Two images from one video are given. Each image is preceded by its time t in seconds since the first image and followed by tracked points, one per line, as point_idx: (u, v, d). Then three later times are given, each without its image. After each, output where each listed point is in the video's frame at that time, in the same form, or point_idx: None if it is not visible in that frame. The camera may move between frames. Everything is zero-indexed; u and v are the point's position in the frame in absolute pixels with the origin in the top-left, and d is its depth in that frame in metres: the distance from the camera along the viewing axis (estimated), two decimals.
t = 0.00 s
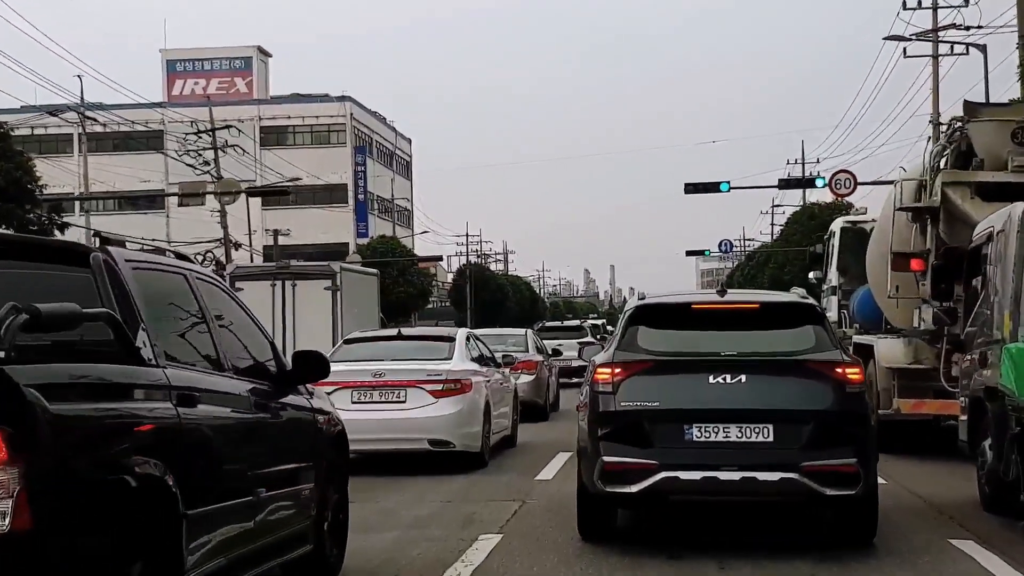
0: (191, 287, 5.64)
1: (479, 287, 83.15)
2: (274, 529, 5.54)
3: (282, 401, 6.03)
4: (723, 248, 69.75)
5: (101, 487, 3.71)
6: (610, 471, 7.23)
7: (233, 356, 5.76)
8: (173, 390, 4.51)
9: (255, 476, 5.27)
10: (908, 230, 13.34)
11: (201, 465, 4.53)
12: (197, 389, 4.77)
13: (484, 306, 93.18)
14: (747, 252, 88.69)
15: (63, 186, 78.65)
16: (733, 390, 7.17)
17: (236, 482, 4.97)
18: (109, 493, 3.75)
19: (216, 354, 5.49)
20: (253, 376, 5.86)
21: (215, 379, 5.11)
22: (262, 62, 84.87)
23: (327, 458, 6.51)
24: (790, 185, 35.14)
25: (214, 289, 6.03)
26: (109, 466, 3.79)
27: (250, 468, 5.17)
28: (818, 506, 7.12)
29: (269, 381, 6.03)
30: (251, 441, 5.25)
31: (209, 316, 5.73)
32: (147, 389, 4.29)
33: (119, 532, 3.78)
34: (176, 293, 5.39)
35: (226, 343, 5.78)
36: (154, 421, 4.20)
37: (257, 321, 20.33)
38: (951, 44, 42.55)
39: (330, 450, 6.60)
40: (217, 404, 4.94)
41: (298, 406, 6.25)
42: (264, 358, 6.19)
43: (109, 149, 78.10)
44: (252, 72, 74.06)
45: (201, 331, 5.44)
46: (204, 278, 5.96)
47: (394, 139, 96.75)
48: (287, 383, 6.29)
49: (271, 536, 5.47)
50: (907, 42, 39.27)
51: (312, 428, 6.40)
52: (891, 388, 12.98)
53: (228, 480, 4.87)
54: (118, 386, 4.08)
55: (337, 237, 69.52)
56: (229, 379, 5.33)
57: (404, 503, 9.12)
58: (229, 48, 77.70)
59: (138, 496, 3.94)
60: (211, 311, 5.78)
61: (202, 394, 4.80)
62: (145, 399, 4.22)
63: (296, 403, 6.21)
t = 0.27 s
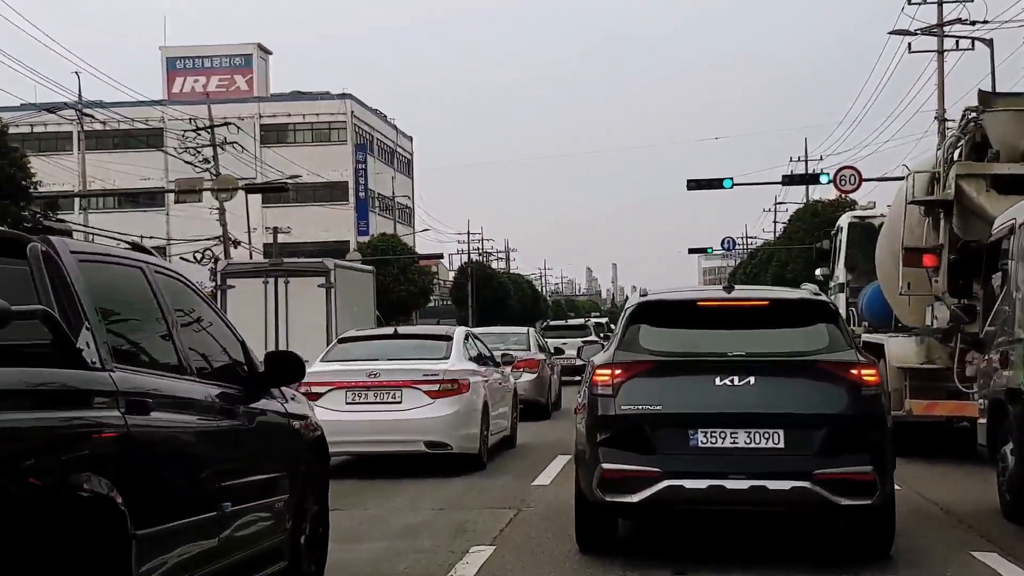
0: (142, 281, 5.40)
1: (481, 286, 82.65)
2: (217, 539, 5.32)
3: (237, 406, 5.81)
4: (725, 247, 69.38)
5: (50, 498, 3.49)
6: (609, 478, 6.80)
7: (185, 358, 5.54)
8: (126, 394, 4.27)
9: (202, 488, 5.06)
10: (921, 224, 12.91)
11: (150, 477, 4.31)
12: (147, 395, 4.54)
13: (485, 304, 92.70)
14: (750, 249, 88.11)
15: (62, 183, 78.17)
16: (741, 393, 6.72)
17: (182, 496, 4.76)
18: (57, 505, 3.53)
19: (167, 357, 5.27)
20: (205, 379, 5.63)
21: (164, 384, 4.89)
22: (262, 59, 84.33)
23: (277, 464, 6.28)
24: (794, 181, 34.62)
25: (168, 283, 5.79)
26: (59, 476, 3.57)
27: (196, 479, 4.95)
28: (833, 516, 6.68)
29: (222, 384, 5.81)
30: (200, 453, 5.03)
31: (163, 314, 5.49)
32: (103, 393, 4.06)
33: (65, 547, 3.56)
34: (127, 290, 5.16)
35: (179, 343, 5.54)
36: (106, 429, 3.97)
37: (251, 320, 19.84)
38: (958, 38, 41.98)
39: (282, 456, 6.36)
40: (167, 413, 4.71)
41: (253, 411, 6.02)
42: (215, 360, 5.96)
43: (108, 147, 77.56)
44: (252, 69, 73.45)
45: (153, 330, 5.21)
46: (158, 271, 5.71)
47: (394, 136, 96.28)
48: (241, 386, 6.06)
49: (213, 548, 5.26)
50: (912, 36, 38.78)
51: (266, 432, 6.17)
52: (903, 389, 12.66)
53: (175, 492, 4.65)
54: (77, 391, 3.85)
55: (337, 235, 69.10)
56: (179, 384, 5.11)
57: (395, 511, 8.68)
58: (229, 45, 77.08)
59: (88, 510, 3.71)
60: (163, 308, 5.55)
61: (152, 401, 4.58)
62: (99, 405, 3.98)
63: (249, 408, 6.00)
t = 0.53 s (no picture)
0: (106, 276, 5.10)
1: (482, 284, 82.25)
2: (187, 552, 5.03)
3: (210, 410, 5.51)
4: (727, 245, 69.01)
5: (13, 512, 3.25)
6: (609, 486, 6.42)
7: (153, 357, 5.24)
8: (88, 399, 3.99)
9: (171, 499, 4.77)
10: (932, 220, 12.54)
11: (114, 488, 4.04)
12: (112, 399, 4.25)
13: (486, 302, 92.28)
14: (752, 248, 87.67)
15: (61, 180, 77.77)
16: (748, 396, 6.35)
17: (148, 506, 4.47)
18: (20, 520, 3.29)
19: (134, 357, 4.97)
20: (175, 381, 5.33)
21: (130, 386, 4.60)
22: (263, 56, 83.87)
23: (250, 471, 5.98)
24: (798, 178, 34.20)
25: (135, 278, 5.48)
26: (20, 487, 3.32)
27: (164, 489, 4.67)
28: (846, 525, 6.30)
29: (193, 386, 5.51)
30: (170, 460, 4.74)
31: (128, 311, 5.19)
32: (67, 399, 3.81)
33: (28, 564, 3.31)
34: (92, 286, 4.86)
35: (146, 343, 5.24)
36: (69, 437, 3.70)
37: (245, 316, 19.46)
38: (963, 34, 41.51)
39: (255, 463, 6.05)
40: (133, 417, 4.43)
41: (225, 415, 5.72)
42: (185, 360, 5.66)
43: (108, 144, 77.16)
44: (252, 66, 72.99)
45: (118, 329, 4.92)
46: (122, 265, 5.40)
47: (395, 134, 95.85)
48: (214, 388, 5.76)
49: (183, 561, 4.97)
50: (917, 32, 38.37)
51: (240, 438, 5.87)
52: (913, 393, 12.30)
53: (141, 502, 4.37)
54: (39, 395, 3.60)
55: (338, 233, 68.72)
56: (147, 386, 4.82)
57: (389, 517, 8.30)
58: (230, 42, 76.61)
59: (51, 524, 3.46)
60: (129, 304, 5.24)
61: (118, 404, 4.29)
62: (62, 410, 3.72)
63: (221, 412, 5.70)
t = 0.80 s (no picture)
0: (79, 278, 4.82)
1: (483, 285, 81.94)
2: (157, 571, 4.79)
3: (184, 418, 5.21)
4: (728, 246, 68.66)
5: None
6: (608, 497, 6.09)
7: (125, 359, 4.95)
8: (39, 408, 3.84)
9: (136, 514, 4.54)
10: (942, 217, 12.21)
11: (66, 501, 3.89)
12: (69, 408, 4.08)
13: (487, 304, 91.92)
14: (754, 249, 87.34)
15: (60, 182, 77.45)
16: (755, 401, 6.02)
17: (109, 522, 4.26)
18: None
19: (103, 362, 4.69)
20: (147, 386, 5.04)
21: (93, 396, 4.36)
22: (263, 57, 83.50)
23: (231, 484, 5.70)
24: (800, 177, 33.88)
25: (112, 280, 5.19)
26: None
27: (127, 505, 4.45)
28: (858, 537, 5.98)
29: (167, 394, 5.22)
30: (134, 474, 4.51)
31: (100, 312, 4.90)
32: (12, 407, 3.67)
33: None
34: (61, 288, 4.61)
35: (117, 345, 4.94)
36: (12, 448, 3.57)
37: (239, 317, 19.16)
38: (967, 32, 41.17)
39: (237, 475, 5.78)
40: (93, 427, 4.21)
41: (204, 423, 5.43)
42: (162, 363, 5.35)
43: (108, 145, 76.87)
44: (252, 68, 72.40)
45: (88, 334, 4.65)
46: (100, 263, 5.09)
47: (396, 135, 95.50)
48: (192, 395, 5.47)
49: None
50: (920, 30, 38.01)
51: (221, 448, 5.60)
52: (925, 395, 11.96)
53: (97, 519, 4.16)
54: None
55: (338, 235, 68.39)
56: (111, 394, 4.56)
57: (382, 527, 7.98)
58: (230, 42, 76.13)
59: None
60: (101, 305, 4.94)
61: (76, 413, 4.11)
62: (7, 419, 3.60)
63: (198, 417, 5.40)
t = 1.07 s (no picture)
0: (48, 277, 4.46)
1: (484, 286, 81.66)
2: None
3: (159, 425, 4.85)
4: (730, 247, 68.35)
5: None
6: (607, 506, 5.78)
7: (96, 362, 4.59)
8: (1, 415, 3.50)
9: (108, 529, 4.20)
10: (950, 215, 11.90)
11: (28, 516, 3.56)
12: (36, 415, 3.73)
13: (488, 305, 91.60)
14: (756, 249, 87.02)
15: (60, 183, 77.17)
16: (761, 405, 5.72)
17: (77, 539, 3.92)
18: None
19: (75, 367, 4.34)
20: (120, 391, 4.67)
21: (63, 402, 4.02)
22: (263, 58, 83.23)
23: (212, 494, 5.37)
24: (803, 176, 33.57)
25: (83, 280, 4.82)
26: None
27: (98, 520, 4.11)
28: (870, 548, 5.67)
29: (142, 399, 4.86)
30: (106, 487, 4.17)
31: (69, 312, 4.54)
32: None
33: None
34: (30, 287, 4.26)
35: (88, 347, 4.57)
36: None
37: (234, 319, 18.87)
38: (971, 30, 40.85)
39: (219, 483, 5.46)
40: (62, 437, 3.87)
41: (183, 430, 5.08)
42: (137, 365, 4.99)
43: (107, 147, 76.59)
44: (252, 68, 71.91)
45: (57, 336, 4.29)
46: (69, 262, 4.72)
47: (396, 136, 95.21)
48: (169, 399, 5.11)
49: None
50: (923, 28, 37.71)
51: (202, 456, 5.26)
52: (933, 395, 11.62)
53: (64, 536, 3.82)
54: None
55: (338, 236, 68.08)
56: (82, 400, 4.21)
57: (373, 535, 7.68)
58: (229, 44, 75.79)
59: None
60: (70, 305, 4.57)
61: (43, 421, 3.77)
62: None
63: (175, 424, 5.04)
